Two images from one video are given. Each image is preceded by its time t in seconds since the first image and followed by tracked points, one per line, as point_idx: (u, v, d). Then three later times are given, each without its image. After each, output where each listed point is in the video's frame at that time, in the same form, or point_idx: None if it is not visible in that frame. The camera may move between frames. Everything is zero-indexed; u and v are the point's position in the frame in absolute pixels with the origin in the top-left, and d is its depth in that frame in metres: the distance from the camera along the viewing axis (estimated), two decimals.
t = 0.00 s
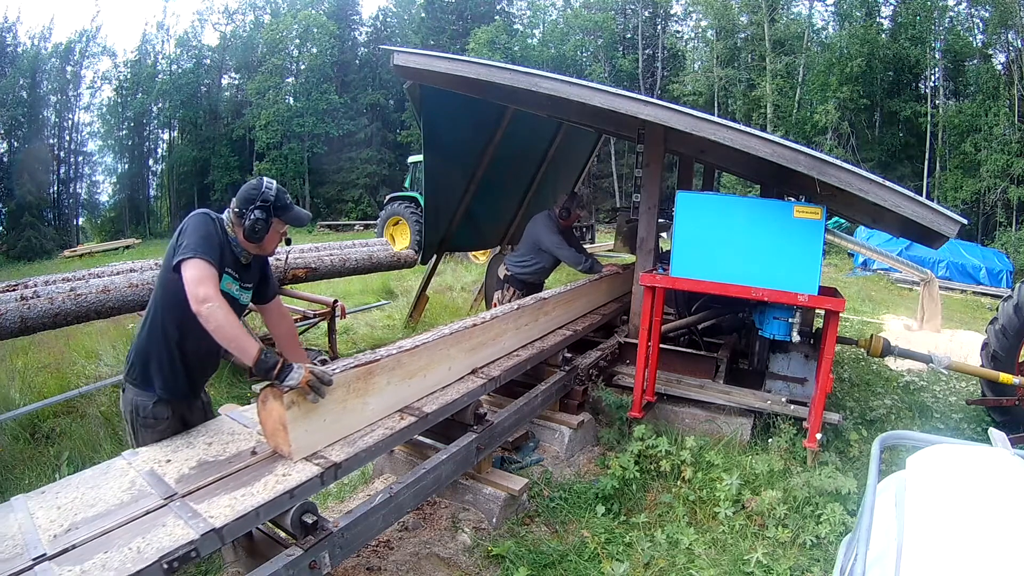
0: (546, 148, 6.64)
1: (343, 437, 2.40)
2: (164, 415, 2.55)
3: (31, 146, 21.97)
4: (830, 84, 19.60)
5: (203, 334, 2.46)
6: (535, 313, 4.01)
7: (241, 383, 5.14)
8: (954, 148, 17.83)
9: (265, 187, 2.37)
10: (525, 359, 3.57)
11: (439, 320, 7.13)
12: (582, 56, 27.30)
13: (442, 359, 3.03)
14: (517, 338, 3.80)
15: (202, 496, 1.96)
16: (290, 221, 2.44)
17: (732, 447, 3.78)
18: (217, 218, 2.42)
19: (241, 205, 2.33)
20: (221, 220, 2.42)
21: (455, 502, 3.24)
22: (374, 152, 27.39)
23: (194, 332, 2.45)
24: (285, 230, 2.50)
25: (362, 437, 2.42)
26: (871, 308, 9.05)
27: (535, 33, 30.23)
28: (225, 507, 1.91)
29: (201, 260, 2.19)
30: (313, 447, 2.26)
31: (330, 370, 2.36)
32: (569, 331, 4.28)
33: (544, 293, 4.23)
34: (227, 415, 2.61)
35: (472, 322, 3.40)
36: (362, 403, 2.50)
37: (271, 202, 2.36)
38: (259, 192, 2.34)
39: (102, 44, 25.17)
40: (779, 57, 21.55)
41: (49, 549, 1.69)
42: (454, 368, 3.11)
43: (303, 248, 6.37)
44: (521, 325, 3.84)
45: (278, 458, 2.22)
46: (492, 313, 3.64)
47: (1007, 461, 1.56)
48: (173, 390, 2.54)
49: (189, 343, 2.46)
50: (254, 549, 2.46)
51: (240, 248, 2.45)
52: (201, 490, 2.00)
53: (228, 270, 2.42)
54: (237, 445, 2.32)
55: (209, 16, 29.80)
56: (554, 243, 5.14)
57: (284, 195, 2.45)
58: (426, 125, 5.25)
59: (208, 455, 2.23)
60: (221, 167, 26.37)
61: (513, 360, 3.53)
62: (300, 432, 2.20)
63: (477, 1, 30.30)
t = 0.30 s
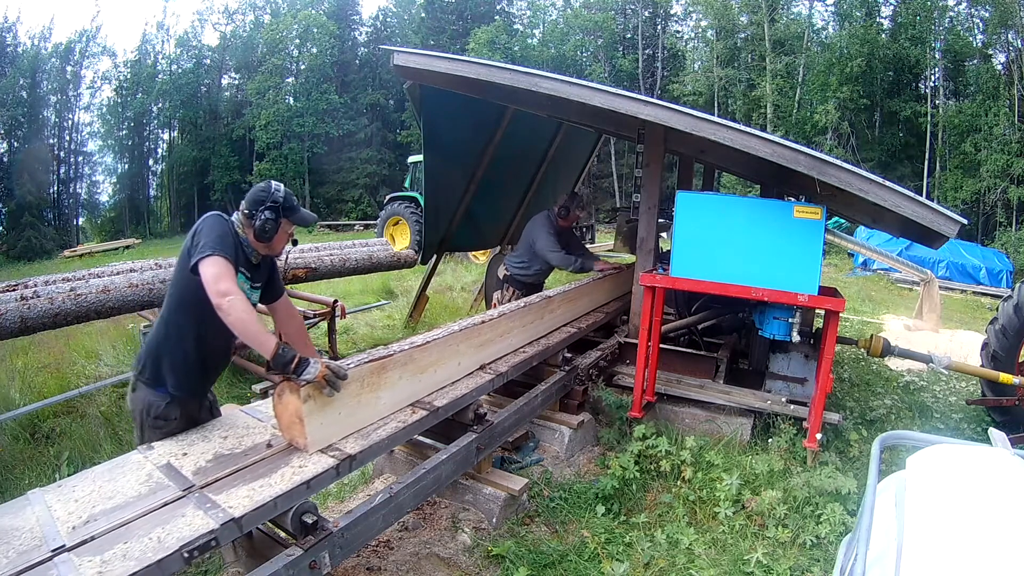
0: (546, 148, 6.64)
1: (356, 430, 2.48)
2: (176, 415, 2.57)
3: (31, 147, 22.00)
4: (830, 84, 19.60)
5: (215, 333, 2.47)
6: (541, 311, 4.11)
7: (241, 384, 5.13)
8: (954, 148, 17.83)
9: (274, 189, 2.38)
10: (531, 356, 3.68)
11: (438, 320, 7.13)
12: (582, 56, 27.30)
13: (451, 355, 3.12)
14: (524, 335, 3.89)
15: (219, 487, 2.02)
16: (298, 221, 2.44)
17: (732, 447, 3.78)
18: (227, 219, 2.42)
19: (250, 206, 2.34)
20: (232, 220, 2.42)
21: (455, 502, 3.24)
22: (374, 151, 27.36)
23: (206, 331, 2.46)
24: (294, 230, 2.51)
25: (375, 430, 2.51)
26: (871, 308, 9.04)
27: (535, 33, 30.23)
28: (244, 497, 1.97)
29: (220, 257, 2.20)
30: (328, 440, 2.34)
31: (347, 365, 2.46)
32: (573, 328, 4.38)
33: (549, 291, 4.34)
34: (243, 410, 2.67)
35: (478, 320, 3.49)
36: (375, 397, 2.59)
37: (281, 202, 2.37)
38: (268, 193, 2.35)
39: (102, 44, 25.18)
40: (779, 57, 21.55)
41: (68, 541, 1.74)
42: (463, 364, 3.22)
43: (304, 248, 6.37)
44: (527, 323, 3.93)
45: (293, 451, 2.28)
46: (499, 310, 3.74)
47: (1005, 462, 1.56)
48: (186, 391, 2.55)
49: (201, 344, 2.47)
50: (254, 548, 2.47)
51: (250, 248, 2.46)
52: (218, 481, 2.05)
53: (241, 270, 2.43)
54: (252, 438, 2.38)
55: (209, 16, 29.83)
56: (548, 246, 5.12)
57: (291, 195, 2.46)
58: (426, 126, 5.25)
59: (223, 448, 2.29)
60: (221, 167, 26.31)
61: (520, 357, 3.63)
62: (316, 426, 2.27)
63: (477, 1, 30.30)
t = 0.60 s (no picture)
0: (546, 148, 6.64)
1: (370, 423, 2.54)
2: (197, 405, 2.76)
3: (31, 146, 22.01)
4: (830, 84, 19.59)
5: (232, 329, 2.65)
6: (546, 308, 4.18)
7: (241, 384, 5.12)
8: (954, 148, 17.82)
9: (287, 192, 2.46)
10: (539, 352, 3.76)
11: (438, 321, 7.13)
12: (582, 56, 27.31)
13: (460, 351, 3.19)
14: (530, 332, 3.97)
15: (237, 479, 2.06)
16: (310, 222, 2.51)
17: (732, 447, 3.78)
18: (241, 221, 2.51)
19: (264, 208, 2.43)
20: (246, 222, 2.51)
21: (455, 503, 3.24)
22: (374, 151, 27.35)
23: (225, 328, 2.64)
24: (306, 230, 2.60)
25: (388, 423, 2.56)
26: (871, 308, 9.04)
27: (535, 33, 30.24)
28: (262, 488, 2.01)
29: (237, 258, 2.28)
30: (344, 432, 2.39)
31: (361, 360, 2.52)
32: (578, 326, 4.44)
33: (554, 290, 4.42)
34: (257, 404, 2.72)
35: (486, 317, 3.56)
36: (388, 391, 2.65)
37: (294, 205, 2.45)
38: (281, 195, 2.42)
39: (102, 44, 25.20)
40: (779, 57, 21.55)
41: (88, 532, 1.75)
42: (472, 360, 3.29)
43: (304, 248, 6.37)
44: (534, 320, 4.01)
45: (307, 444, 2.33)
46: (506, 308, 3.81)
47: (1009, 461, 1.56)
48: (207, 383, 2.75)
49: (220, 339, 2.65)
50: (254, 549, 2.46)
51: (264, 249, 2.56)
52: (236, 473, 2.09)
53: (257, 270, 2.54)
54: (268, 432, 2.42)
55: (210, 16, 29.83)
56: (544, 244, 5.10)
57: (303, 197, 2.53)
58: (427, 126, 5.24)
59: (240, 442, 2.32)
60: (221, 167, 26.33)
61: (527, 353, 3.71)
62: (331, 419, 2.33)
63: (477, 1, 30.29)
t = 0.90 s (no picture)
0: (546, 149, 6.65)
1: (383, 417, 2.60)
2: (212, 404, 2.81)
3: (31, 147, 22.04)
4: (830, 85, 19.59)
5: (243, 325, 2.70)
6: (552, 306, 4.25)
7: (241, 385, 5.12)
8: (954, 148, 17.83)
9: (296, 194, 2.52)
10: (545, 349, 3.84)
11: (439, 321, 7.14)
12: (582, 56, 27.32)
13: (469, 347, 3.26)
14: (537, 329, 4.04)
15: (254, 471, 2.12)
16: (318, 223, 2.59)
17: (732, 447, 3.78)
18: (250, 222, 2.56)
19: (274, 211, 2.49)
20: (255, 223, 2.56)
21: (455, 503, 3.24)
22: (374, 152, 27.33)
23: (235, 325, 2.69)
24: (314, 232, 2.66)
25: (401, 417, 2.63)
26: (871, 308, 9.04)
27: (535, 33, 30.26)
28: (279, 479, 2.07)
29: (251, 257, 2.34)
30: (358, 424, 2.46)
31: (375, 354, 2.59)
32: (583, 324, 4.51)
33: (560, 287, 4.49)
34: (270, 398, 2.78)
35: (494, 314, 3.63)
36: (400, 385, 2.72)
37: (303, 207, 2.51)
38: (290, 198, 2.49)
39: (102, 44, 25.20)
40: (779, 57, 21.54)
41: (106, 523, 1.80)
42: (481, 355, 3.36)
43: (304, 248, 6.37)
44: (540, 317, 4.08)
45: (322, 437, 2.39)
46: (513, 305, 3.89)
47: (1007, 461, 1.56)
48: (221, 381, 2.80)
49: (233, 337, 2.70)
50: (255, 548, 2.47)
51: (273, 249, 2.61)
52: (253, 465, 2.15)
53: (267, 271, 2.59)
54: (283, 426, 2.48)
55: (210, 16, 29.84)
56: (547, 242, 5.09)
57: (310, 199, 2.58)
58: (427, 126, 5.24)
59: (256, 435, 2.38)
60: (221, 168, 26.39)
61: (534, 349, 3.78)
62: (346, 412, 2.39)
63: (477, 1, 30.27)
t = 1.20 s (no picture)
0: (546, 149, 6.64)
1: (395, 411, 2.66)
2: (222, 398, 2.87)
3: (31, 147, 22.07)
4: (830, 85, 19.60)
5: (254, 324, 2.74)
6: (558, 303, 4.31)
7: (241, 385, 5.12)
8: (954, 148, 17.83)
9: (306, 198, 2.54)
10: (552, 345, 3.91)
11: (439, 321, 7.14)
12: (582, 56, 27.31)
13: (476, 344, 3.32)
14: (543, 325, 4.11)
15: (271, 463, 2.17)
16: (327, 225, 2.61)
17: (732, 447, 3.78)
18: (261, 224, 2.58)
19: (284, 213, 2.52)
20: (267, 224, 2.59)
21: (454, 503, 3.24)
22: (374, 152, 27.32)
23: (245, 325, 2.72)
24: (323, 234, 2.68)
25: (413, 411, 2.69)
26: (871, 308, 9.04)
27: (535, 33, 30.27)
28: (296, 470, 2.12)
29: (264, 257, 2.38)
30: (372, 416, 2.51)
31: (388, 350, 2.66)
32: (587, 321, 4.58)
33: (565, 286, 4.56)
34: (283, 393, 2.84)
35: (501, 311, 3.69)
36: (411, 380, 2.78)
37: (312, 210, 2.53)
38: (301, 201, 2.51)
39: (102, 44, 25.19)
40: (779, 57, 21.55)
41: (125, 514, 1.85)
42: (489, 352, 3.43)
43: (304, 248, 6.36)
44: (546, 314, 4.15)
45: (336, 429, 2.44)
46: (520, 302, 3.95)
47: (1004, 460, 1.57)
48: (232, 375, 2.85)
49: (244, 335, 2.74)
50: (255, 548, 2.47)
51: (283, 251, 2.64)
52: (270, 457, 2.21)
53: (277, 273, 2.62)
54: (298, 419, 2.53)
55: (209, 16, 29.84)
56: (548, 241, 5.10)
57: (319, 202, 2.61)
58: (426, 126, 5.24)
59: (270, 429, 2.43)
60: (221, 167, 26.42)
61: (541, 345, 3.85)
62: (361, 406, 2.45)
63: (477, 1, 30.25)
